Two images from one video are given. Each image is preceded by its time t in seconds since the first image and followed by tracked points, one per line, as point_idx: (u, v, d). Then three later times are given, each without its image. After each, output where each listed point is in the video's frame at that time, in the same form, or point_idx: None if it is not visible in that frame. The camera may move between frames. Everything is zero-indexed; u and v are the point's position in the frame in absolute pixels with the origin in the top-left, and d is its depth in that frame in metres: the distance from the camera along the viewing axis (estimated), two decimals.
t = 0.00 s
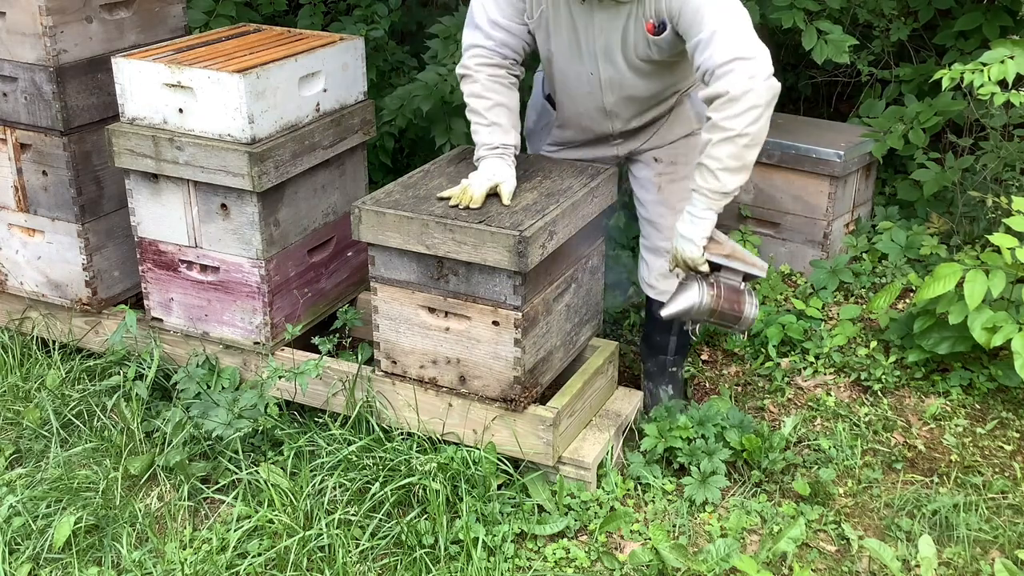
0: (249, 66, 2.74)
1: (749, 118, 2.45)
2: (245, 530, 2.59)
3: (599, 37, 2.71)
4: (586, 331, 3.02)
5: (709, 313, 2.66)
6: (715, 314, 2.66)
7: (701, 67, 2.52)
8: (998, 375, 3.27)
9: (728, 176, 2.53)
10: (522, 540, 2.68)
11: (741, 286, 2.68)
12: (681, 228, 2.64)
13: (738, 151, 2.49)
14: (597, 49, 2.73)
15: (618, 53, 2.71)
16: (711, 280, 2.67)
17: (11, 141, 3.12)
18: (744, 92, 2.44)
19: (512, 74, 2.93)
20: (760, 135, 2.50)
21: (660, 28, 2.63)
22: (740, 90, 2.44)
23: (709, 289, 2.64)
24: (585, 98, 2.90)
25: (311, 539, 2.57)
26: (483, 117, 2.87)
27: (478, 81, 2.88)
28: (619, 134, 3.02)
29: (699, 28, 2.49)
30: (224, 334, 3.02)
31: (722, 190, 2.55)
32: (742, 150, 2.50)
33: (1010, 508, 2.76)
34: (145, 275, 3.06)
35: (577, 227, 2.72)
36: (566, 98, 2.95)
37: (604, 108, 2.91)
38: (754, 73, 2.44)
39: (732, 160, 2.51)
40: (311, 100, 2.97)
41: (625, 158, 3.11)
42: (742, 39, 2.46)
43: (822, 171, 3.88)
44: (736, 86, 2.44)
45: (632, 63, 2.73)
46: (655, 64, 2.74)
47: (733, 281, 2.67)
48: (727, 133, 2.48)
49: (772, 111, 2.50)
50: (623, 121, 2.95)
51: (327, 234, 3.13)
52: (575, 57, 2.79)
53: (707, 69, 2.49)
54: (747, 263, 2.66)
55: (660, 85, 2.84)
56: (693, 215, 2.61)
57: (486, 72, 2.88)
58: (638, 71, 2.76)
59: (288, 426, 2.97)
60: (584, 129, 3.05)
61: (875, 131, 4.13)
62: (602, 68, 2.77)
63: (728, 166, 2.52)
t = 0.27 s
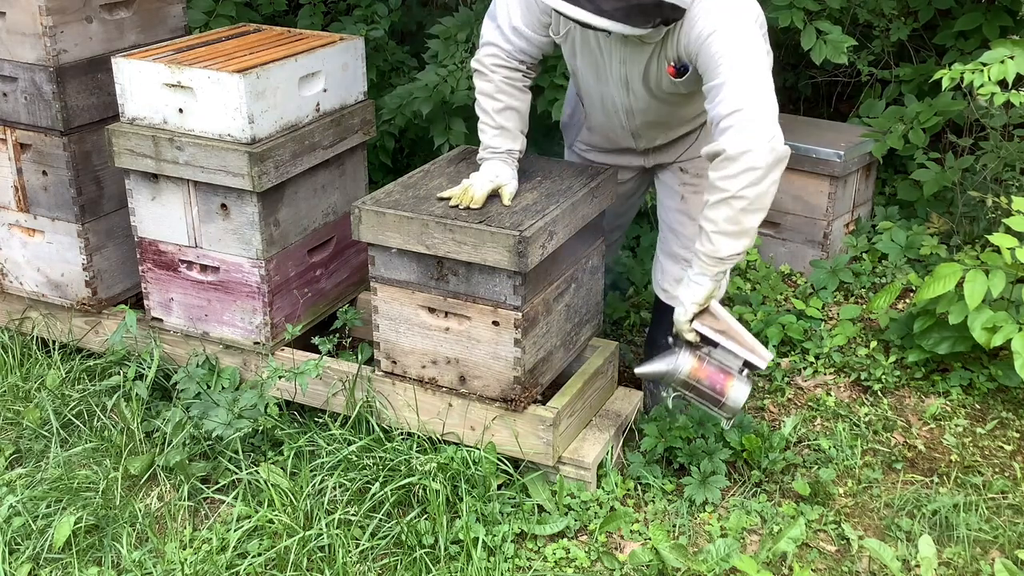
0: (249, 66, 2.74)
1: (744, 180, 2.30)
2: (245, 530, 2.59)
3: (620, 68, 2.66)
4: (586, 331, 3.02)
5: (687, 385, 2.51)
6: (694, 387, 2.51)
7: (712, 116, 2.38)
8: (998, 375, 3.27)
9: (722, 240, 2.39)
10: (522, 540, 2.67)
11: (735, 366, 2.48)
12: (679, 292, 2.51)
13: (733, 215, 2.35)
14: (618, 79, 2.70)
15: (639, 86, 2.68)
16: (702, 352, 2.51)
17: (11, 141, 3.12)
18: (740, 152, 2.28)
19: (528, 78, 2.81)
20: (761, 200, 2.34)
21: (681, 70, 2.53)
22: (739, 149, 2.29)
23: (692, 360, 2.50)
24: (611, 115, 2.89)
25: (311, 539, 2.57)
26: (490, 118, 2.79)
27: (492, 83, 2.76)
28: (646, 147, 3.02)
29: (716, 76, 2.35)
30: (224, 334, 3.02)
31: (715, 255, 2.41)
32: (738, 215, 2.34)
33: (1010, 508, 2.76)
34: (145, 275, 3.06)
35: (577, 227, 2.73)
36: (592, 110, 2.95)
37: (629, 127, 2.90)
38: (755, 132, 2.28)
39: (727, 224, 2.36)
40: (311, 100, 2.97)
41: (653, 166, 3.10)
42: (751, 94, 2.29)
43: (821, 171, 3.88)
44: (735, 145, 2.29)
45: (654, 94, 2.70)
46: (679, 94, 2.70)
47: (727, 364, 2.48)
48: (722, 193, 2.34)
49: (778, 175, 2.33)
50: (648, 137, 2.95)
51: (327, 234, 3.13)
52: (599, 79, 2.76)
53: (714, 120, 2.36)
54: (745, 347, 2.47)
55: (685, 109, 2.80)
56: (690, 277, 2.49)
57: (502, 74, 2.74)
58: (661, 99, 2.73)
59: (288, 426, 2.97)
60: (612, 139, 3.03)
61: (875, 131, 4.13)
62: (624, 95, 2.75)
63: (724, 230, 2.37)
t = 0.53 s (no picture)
0: (249, 66, 2.74)
1: (698, 225, 2.29)
2: (245, 530, 2.59)
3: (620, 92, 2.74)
4: (586, 332, 3.02)
5: (615, 426, 2.48)
6: (620, 430, 2.48)
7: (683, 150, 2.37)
8: (998, 375, 3.27)
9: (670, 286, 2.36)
10: (522, 540, 2.67)
11: (666, 423, 2.44)
12: (626, 333, 2.49)
13: (684, 259, 2.32)
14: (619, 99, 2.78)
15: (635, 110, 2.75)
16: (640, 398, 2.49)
17: (11, 141, 3.12)
18: (698, 195, 2.28)
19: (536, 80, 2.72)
20: (715, 248, 2.32)
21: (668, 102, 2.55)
22: (700, 193, 2.28)
23: (625, 403, 2.48)
24: (618, 127, 2.98)
25: (311, 539, 2.57)
26: (494, 119, 2.74)
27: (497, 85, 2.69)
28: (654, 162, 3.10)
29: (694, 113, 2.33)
30: (224, 334, 3.02)
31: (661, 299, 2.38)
32: (688, 261, 2.32)
33: (1010, 508, 2.76)
34: (145, 275, 3.06)
35: (577, 228, 2.73)
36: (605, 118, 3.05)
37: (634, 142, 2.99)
38: (715, 179, 2.27)
39: (679, 268, 2.33)
40: (311, 100, 2.97)
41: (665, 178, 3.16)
42: (720, 140, 2.28)
43: (822, 171, 3.87)
44: (697, 187, 2.28)
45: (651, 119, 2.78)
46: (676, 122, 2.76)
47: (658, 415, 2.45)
48: (675, 234, 2.32)
49: (734, 227, 2.31)
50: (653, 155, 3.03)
51: (327, 234, 3.13)
52: (605, 94, 2.85)
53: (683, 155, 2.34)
54: (676, 403, 2.43)
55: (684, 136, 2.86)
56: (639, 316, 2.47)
57: (507, 77, 2.67)
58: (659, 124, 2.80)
59: (288, 426, 2.97)
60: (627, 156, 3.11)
61: (875, 131, 4.13)
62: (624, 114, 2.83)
63: (675, 274, 2.34)
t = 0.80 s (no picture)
0: (249, 66, 2.74)
1: (625, 247, 2.23)
2: (245, 530, 2.59)
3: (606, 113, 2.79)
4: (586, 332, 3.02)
5: (513, 429, 2.41)
6: (517, 434, 2.40)
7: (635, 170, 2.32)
8: (998, 375, 3.27)
9: (588, 302, 2.29)
10: (522, 540, 2.67)
11: (564, 435, 2.36)
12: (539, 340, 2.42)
13: (607, 278, 2.25)
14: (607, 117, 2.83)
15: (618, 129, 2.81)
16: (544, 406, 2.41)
17: (11, 141, 3.12)
18: (632, 218, 2.22)
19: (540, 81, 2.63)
20: (640, 274, 2.25)
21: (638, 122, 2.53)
22: (635, 216, 2.22)
23: (526, 409, 2.40)
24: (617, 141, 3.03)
25: (311, 539, 2.57)
26: (496, 119, 2.67)
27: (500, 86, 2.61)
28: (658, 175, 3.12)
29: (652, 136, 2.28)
30: (224, 334, 3.02)
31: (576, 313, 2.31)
32: (613, 280, 2.25)
33: (1010, 508, 2.76)
34: (145, 275, 3.06)
35: (577, 228, 2.73)
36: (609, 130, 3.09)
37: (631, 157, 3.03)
38: (651, 205, 2.21)
39: (599, 285, 2.26)
40: (311, 101, 2.97)
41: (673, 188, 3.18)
42: (666, 167, 2.21)
43: (822, 171, 3.87)
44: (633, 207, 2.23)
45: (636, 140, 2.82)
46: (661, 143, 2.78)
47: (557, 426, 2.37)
48: (602, 251, 2.26)
49: (664, 257, 2.24)
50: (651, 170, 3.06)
51: (327, 234, 3.13)
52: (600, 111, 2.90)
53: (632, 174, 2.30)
54: (574, 421, 2.37)
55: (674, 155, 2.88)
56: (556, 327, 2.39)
57: (510, 78, 2.60)
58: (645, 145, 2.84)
59: (288, 426, 2.97)
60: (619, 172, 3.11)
61: (875, 131, 4.13)
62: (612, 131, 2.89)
63: (594, 291, 2.27)
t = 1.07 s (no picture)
0: (248, 66, 2.74)
1: (578, 250, 2.24)
2: (245, 530, 2.59)
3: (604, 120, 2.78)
4: (586, 332, 3.02)
5: (449, 404, 2.49)
6: (452, 409, 2.48)
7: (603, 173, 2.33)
8: (998, 375, 3.27)
9: (534, 296, 2.30)
10: (522, 540, 2.68)
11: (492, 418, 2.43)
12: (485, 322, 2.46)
13: (556, 277, 2.26)
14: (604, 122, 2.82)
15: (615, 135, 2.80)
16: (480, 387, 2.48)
17: (11, 141, 3.12)
18: (588, 224, 2.23)
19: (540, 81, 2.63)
20: (586, 277, 2.27)
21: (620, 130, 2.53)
22: (592, 222, 2.23)
23: (463, 386, 2.48)
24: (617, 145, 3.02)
25: (311, 539, 2.57)
26: (495, 120, 2.68)
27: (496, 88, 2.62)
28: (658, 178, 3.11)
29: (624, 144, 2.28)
30: (224, 334, 3.02)
31: (521, 305, 2.32)
32: (560, 279, 2.27)
33: (1010, 508, 2.76)
34: (145, 275, 3.06)
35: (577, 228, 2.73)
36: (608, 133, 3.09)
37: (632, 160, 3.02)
38: (607, 214, 2.22)
39: (548, 282, 2.27)
40: (311, 101, 2.97)
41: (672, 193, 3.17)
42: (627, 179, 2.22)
43: (822, 171, 3.87)
44: (591, 213, 2.24)
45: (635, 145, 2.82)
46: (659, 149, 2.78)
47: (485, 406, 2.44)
48: (555, 250, 2.27)
49: (611, 265, 2.26)
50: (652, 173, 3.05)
51: (327, 234, 3.13)
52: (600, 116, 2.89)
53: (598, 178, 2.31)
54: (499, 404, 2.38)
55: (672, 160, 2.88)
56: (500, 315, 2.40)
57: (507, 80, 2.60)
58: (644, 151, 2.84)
59: (288, 426, 2.97)
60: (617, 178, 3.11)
61: (875, 131, 4.13)
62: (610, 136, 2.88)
63: (542, 287, 2.28)
